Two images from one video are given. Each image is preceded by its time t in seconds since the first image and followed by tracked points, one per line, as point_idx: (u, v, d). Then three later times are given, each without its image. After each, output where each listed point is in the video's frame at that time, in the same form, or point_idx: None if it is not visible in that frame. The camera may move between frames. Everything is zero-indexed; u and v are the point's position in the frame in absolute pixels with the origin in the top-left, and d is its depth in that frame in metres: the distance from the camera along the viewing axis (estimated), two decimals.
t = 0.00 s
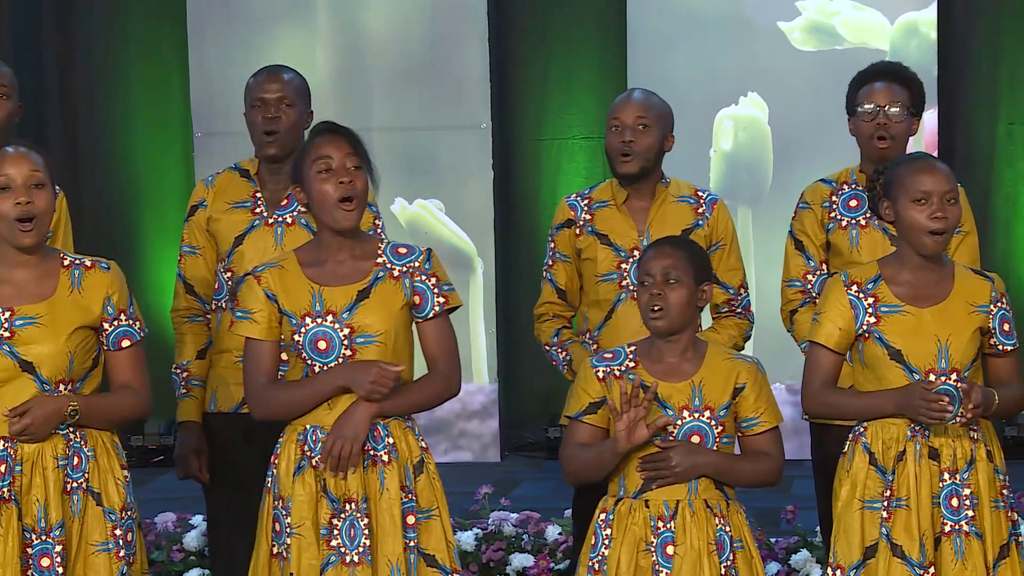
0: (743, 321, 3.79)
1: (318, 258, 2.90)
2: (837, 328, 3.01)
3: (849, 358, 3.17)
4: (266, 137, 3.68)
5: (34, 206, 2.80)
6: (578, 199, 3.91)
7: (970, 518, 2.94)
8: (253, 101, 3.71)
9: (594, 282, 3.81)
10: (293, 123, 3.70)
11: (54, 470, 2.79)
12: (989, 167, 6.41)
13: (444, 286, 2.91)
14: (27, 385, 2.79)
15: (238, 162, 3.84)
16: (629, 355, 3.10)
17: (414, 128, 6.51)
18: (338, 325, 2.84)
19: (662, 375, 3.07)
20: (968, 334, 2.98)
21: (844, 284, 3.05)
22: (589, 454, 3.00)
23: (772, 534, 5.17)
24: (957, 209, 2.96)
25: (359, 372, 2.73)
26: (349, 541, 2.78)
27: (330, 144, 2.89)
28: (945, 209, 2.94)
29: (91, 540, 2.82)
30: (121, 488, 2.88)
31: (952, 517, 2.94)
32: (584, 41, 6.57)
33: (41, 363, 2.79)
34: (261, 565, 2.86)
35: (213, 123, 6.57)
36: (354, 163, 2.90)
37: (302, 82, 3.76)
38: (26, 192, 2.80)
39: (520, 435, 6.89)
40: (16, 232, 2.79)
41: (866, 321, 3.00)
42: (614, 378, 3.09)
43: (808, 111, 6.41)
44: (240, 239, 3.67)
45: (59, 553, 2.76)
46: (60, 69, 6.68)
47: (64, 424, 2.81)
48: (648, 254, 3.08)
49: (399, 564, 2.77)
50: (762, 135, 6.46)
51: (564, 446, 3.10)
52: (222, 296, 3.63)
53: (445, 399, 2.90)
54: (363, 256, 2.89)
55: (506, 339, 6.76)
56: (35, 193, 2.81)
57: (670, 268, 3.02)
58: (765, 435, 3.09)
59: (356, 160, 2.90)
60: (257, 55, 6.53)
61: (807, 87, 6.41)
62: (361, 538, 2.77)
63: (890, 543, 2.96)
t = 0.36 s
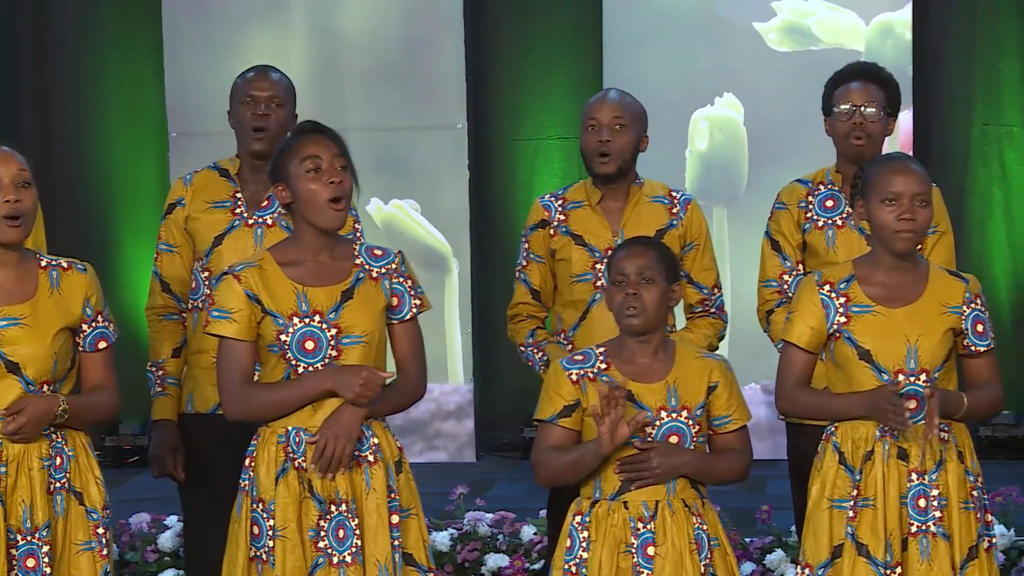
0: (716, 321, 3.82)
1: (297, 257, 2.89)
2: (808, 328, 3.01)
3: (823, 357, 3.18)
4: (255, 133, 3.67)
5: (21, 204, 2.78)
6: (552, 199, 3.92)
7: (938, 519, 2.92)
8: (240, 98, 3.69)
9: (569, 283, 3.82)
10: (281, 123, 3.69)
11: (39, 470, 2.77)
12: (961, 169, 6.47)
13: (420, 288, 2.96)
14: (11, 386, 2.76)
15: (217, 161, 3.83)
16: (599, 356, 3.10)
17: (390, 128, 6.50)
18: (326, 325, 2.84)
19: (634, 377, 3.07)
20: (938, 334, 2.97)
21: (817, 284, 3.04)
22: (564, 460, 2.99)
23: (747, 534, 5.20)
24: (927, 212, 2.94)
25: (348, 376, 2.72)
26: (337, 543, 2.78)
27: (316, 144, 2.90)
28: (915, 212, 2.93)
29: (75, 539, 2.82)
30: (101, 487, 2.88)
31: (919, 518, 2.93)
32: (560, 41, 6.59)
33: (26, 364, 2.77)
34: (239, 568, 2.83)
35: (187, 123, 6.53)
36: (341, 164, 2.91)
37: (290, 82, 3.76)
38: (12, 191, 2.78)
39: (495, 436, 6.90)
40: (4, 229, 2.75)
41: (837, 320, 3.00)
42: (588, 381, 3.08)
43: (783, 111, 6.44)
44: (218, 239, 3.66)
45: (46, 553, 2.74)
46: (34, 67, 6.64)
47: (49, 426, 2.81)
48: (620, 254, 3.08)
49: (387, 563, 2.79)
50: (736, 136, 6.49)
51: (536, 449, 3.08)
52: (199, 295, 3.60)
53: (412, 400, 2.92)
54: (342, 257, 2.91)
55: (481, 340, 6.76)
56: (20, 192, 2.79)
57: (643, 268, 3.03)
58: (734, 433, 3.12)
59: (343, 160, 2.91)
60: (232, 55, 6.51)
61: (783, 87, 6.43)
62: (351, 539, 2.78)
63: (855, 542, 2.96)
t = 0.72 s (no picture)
0: (696, 321, 3.85)
1: (287, 253, 2.90)
2: (784, 329, 3.03)
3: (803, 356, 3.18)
4: (245, 132, 3.67)
5: (10, 205, 2.78)
6: (531, 199, 3.93)
7: (911, 521, 2.92)
8: (231, 96, 3.69)
9: (548, 283, 3.84)
10: (271, 123, 3.70)
11: (23, 470, 2.76)
12: (941, 170, 6.52)
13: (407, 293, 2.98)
14: None
15: (200, 160, 3.83)
16: (577, 356, 3.11)
17: (372, 128, 6.50)
18: (312, 324, 2.84)
19: (610, 377, 3.09)
20: (912, 334, 2.97)
21: (794, 284, 3.06)
22: (541, 457, 3.00)
23: (728, 533, 5.22)
24: (899, 212, 2.95)
25: (319, 371, 2.73)
26: (318, 544, 2.78)
27: (306, 143, 2.90)
28: (885, 211, 2.94)
29: (58, 539, 2.82)
30: (84, 488, 2.89)
31: (892, 519, 2.93)
32: (537, 43, 6.59)
33: (11, 364, 2.76)
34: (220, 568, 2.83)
35: (168, 123, 6.52)
36: (330, 164, 2.91)
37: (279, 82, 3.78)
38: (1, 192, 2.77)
39: (476, 436, 6.92)
40: None
41: (812, 321, 3.02)
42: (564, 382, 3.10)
43: (764, 111, 6.46)
44: (203, 238, 3.66)
45: (29, 554, 2.73)
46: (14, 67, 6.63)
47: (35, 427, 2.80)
48: (594, 255, 3.09)
49: (367, 565, 2.79)
50: (717, 136, 6.51)
51: (517, 449, 3.10)
52: (181, 294, 3.63)
53: (397, 405, 2.93)
54: (331, 258, 2.92)
55: (463, 340, 6.77)
56: (9, 193, 2.79)
57: (619, 268, 3.05)
58: (713, 431, 3.14)
59: (332, 160, 2.91)
60: (214, 55, 6.50)
61: (765, 86, 6.45)
62: (331, 540, 2.78)
63: (827, 542, 2.97)
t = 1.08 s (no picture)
0: (683, 322, 3.85)
1: (280, 253, 2.91)
2: (769, 329, 3.04)
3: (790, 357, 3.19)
4: (240, 133, 3.67)
5: None
6: (519, 200, 3.94)
7: (890, 521, 2.93)
8: (227, 96, 3.69)
9: (535, 283, 3.84)
10: (267, 124, 3.70)
11: (4, 471, 2.75)
12: (929, 170, 6.54)
13: (401, 299, 2.93)
14: None
15: (191, 160, 3.83)
16: (568, 356, 3.13)
17: (362, 128, 6.49)
18: (296, 325, 2.83)
19: (599, 377, 3.10)
20: (892, 336, 2.96)
21: (779, 284, 3.07)
22: (531, 458, 3.02)
23: (718, 534, 5.22)
24: (878, 213, 2.95)
25: (313, 374, 2.73)
26: (292, 544, 2.78)
27: (297, 143, 2.90)
28: (864, 213, 2.95)
29: (40, 541, 2.81)
30: (70, 490, 2.88)
31: (870, 519, 2.94)
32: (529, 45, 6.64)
33: None
34: (204, 564, 2.85)
35: (158, 123, 6.50)
36: (319, 164, 2.90)
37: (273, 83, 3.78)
38: None
39: (465, 436, 6.92)
40: None
41: (794, 320, 3.03)
42: (553, 380, 3.11)
43: (753, 111, 6.45)
44: (195, 238, 3.65)
45: (9, 554, 2.73)
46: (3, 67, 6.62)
47: (18, 428, 2.80)
48: (583, 256, 3.10)
49: (343, 568, 2.77)
50: (706, 136, 6.51)
51: (507, 448, 3.11)
52: (172, 293, 3.62)
53: (389, 411, 2.89)
54: (325, 260, 2.90)
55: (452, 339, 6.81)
56: None
57: (607, 269, 3.05)
58: (704, 433, 3.12)
59: (322, 160, 2.90)
60: (203, 55, 6.49)
61: (754, 86, 6.44)
62: (305, 541, 2.77)
63: (806, 541, 2.97)
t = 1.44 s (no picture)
0: (669, 323, 3.84)
1: (262, 254, 2.91)
2: (747, 330, 3.05)
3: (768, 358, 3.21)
4: (225, 132, 3.65)
5: None
6: (506, 199, 3.93)
7: (866, 521, 2.92)
8: (210, 95, 3.67)
9: (522, 282, 3.84)
10: (251, 124, 3.69)
11: None
12: (913, 171, 6.55)
13: (382, 301, 2.89)
14: None
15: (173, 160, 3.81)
16: (559, 356, 3.11)
17: (347, 128, 6.48)
18: (269, 324, 2.82)
19: (592, 377, 3.08)
20: (867, 336, 2.96)
21: (759, 285, 3.07)
22: (523, 459, 3.01)
23: (702, 533, 5.22)
24: (850, 212, 2.95)
25: (280, 375, 2.72)
26: (261, 542, 2.77)
27: (276, 143, 2.90)
28: (836, 212, 2.95)
29: (7, 544, 2.77)
30: (41, 492, 2.84)
31: (846, 519, 2.93)
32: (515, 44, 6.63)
33: None
34: (183, 560, 2.86)
35: (141, 122, 6.48)
36: (296, 164, 2.89)
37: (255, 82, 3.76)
38: None
39: (449, 436, 6.91)
40: None
41: (772, 320, 3.03)
42: (545, 379, 3.10)
43: (737, 111, 6.46)
44: (178, 238, 3.63)
45: None
46: None
47: None
48: (579, 255, 3.09)
49: (310, 569, 2.75)
50: (690, 136, 6.51)
51: (495, 447, 3.10)
52: (155, 293, 3.62)
53: (371, 411, 2.87)
54: (307, 260, 2.88)
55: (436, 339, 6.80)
56: None
57: (605, 268, 3.05)
58: (692, 435, 3.12)
59: (299, 160, 2.89)
60: (187, 55, 6.46)
61: (739, 86, 6.45)
62: (272, 541, 2.76)
63: (780, 541, 2.98)
